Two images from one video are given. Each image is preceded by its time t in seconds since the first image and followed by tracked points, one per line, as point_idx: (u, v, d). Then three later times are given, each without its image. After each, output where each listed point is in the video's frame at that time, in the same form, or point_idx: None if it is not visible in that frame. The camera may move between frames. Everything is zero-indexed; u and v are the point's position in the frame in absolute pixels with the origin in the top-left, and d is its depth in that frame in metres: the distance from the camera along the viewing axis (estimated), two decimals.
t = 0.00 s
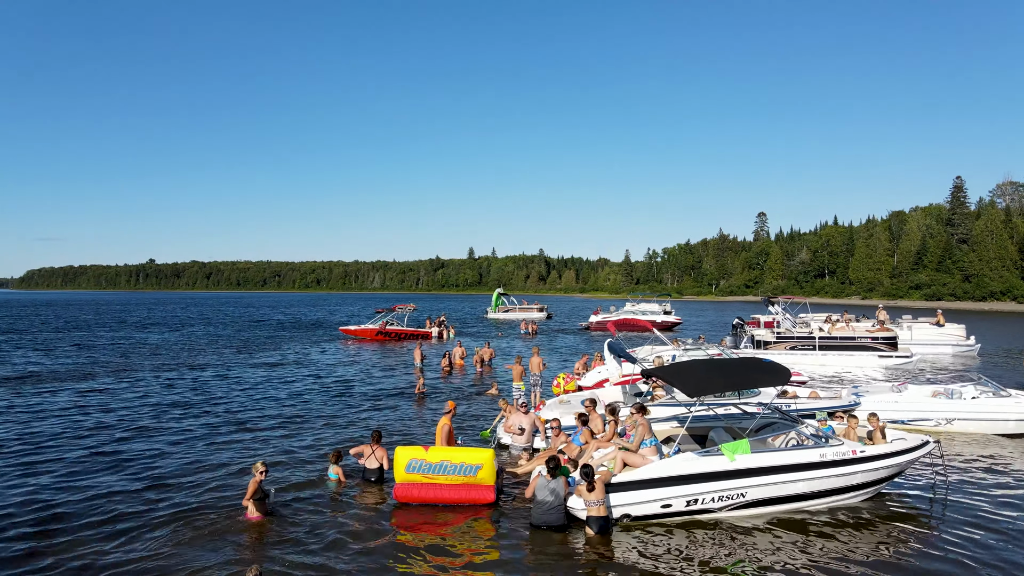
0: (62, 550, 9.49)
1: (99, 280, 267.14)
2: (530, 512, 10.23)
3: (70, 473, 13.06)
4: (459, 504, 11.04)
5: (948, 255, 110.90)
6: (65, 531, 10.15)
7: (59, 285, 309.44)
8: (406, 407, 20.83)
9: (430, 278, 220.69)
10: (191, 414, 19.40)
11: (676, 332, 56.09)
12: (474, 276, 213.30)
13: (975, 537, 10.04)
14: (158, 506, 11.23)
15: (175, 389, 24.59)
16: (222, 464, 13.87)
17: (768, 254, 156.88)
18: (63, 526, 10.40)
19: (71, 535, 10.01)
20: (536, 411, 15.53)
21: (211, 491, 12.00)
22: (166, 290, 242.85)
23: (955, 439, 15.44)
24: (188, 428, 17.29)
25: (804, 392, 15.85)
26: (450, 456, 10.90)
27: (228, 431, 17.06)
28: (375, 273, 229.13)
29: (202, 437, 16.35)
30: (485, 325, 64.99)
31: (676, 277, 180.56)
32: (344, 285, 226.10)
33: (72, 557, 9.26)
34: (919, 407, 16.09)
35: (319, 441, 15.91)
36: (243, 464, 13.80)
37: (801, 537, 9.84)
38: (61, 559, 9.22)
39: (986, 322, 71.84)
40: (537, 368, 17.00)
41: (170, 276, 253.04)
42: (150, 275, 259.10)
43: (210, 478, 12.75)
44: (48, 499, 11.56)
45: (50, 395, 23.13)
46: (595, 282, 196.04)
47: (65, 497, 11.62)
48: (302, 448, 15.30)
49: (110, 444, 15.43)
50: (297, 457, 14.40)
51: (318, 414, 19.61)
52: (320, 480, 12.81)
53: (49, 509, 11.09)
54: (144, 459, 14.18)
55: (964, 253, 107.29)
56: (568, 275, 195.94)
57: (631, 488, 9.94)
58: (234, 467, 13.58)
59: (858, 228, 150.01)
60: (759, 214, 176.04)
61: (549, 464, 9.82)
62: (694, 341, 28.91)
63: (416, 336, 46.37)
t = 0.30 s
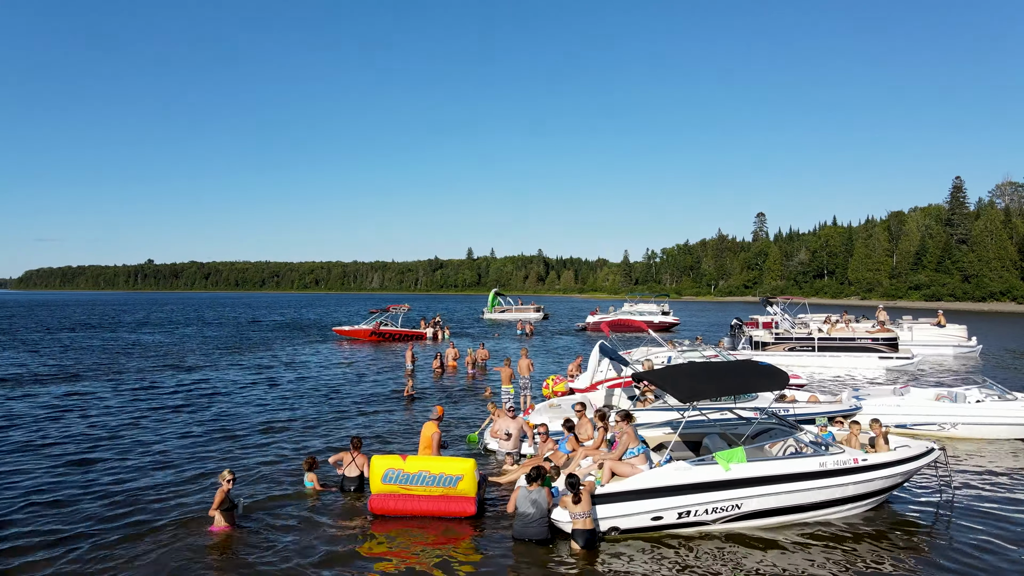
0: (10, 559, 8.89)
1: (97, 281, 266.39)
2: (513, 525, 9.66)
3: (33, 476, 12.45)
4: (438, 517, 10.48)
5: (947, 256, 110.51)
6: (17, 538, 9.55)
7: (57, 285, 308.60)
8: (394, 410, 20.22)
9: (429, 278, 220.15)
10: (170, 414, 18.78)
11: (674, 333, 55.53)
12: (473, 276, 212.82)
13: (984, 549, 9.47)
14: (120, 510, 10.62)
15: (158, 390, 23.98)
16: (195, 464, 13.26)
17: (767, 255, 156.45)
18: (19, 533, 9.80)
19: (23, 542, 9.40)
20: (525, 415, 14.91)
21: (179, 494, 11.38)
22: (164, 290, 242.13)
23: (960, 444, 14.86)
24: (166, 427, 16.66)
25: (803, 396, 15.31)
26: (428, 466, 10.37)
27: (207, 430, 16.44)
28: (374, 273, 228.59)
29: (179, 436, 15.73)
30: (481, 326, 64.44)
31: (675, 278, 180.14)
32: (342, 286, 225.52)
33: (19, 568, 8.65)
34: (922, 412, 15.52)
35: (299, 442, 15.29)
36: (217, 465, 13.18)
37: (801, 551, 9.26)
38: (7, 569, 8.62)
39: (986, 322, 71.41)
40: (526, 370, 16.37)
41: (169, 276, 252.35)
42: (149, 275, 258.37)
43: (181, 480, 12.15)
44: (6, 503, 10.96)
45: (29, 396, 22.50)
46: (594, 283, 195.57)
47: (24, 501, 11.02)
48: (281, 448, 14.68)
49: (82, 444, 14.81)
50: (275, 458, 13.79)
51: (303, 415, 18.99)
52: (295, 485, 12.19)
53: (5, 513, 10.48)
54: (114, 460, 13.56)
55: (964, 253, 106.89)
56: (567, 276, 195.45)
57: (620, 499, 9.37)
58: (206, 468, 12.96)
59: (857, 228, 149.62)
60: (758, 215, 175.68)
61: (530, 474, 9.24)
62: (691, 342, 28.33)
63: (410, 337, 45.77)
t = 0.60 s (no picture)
0: None
1: (95, 281, 265.92)
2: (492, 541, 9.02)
3: None
4: (415, 529, 9.87)
5: (947, 256, 109.95)
6: None
7: (55, 286, 308.27)
8: (380, 413, 19.60)
9: (427, 279, 219.48)
10: (148, 418, 18.16)
11: (672, 334, 54.93)
12: (471, 276, 212.32)
13: (998, 565, 8.89)
14: (74, 526, 10.00)
15: (141, 393, 23.34)
16: (163, 474, 12.64)
17: (766, 255, 155.97)
18: None
19: None
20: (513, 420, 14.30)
21: (141, 507, 10.76)
22: (162, 291, 241.56)
23: (966, 450, 14.27)
24: (140, 433, 16.06)
25: (802, 400, 14.74)
26: (405, 475, 9.75)
27: (182, 436, 15.81)
28: (373, 274, 227.99)
29: (151, 443, 15.10)
30: (478, 326, 63.86)
31: (674, 278, 179.59)
32: (341, 286, 224.86)
33: None
34: (925, 416, 14.95)
35: (276, 449, 14.67)
36: (185, 475, 12.56)
37: (801, 568, 8.67)
38: None
39: (986, 322, 70.96)
40: (516, 373, 15.65)
41: (167, 276, 251.84)
42: (147, 275, 257.65)
43: (145, 492, 11.53)
44: None
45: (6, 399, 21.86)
46: (592, 283, 194.95)
47: None
48: (257, 455, 14.05)
49: (48, 453, 14.19)
50: (248, 467, 13.17)
51: (285, 419, 18.37)
52: (265, 496, 11.56)
53: None
54: (79, 469, 12.94)
55: (964, 253, 106.26)
56: (566, 276, 194.91)
57: (606, 512, 8.78)
58: (174, 478, 12.34)
59: (856, 228, 149.08)
60: (757, 214, 175.16)
61: (510, 486, 8.63)
62: (687, 343, 27.76)
63: (404, 338, 45.17)
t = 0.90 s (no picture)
0: None
1: (94, 282, 265.33)
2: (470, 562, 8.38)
3: None
4: (390, 547, 9.21)
5: (946, 256, 109.38)
6: None
7: (54, 286, 307.64)
8: (366, 418, 18.96)
9: (426, 279, 218.91)
10: (124, 427, 17.56)
11: (670, 335, 54.28)
12: (470, 276, 211.87)
13: None
14: (23, 546, 9.41)
15: (122, 399, 22.73)
16: (128, 487, 12.04)
17: (765, 256, 155.45)
18: None
19: None
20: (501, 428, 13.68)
21: (98, 524, 10.16)
22: (161, 291, 241.06)
23: (973, 459, 13.61)
24: (113, 443, 15.46)
25: (803, 407, 14.13)
26: (379, 489, 9.10)
27: (155, 446, 15.22)
28: (371, 274, 227.46)
29: (122, 455, 14.48)
30: (474, 326, 63.24)
31: (673, 279, 179.06)
32: (339, 287, 224.17)
33: None
34: (930, 422, 14.30)
35: (250, 460, 14.05)
36: (151, 489, 11.96)
37: None
38: None
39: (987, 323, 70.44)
40: (504, 378, 14.78)
41: (166, 277, 251.35)
42: (146, 276, 256.66)
43: (105, 507, 10.93)
44: None
45: None
46: (592, 284, 194.39)
47: None
48: (231, 467, 13.47)
49: (13, 464, 13.61)
50: (218, 480, 12.56)
51: (266, 425, 17.78)
52: (232, 511, 10.96)
53: None
54: (41, 483, 12.34)
55: (963, 253, 105.70)
56: (565, 276, 194.46)
57: (592, 531, 8.15)
58: (139, 493, 11.75)
59: (855, 229, 148.54)
60: (756, 215, 174.60)
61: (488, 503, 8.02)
62: (684, 346, 27.14)
63: (397, 339, 44.58)
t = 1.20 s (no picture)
0: None
1: (93, 282, 264.45)
2: None
3: None
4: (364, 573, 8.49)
5: (946, 256, 108.88)
6: None
7: (53, 286, 306.97)
8: (351, 422, 18.27)
9: (424, 280, 218.29)
10: (97, 435, 16.84)
11: (668, 335, 53.63)
12: (468, 276, 211.26)
13: None
14: None
15: (101, 405, 22.01)
16: (90, 504, 11.35)
17: (764, 256, 154.94)
18: None
19: None
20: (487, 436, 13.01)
21: (52, 547, 9.50)
22: (159, 292, 240.26)
23: (983, 469, 12.95)
24: (83, 454, 14.79)
25: (805, 415, 13.49)
26: (351, 508, 8.49)
27: (127, 458, 14.55)
28: (370, 275, 226.82)
29: (91, 467, 13.81)
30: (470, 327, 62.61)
31: (672, 279, 178.54)
32: (338, 287, 223.39)
33: None
34: (938, 430, 13.64)
35: (224, 473, 13.37)
36: (114, 507, 11.29)
37: None
38: None
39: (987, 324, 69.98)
40: (493, 385, 13.99)
41: (164, 277, 250.64)
42: (145, 276, 255.73)
43: (62, 526, 10.26)
44: None
45: None
46: (591, 284, 193.73)
47: None
48: (202, 481, 12.79)
49: None
50: (187, 495, 11.89)
51: (246, 432, 17.10)
52: (198, 530, 10.30)
53: None
54: (0, 498, 11.67)
55: (963, 253, 105.25)
56: (564, 276, 193.87)
57: (577, 557, 7.48)
58: (101, 510, 11.07)
59: (855, 229, 148.09)
60: (755, 215, 174.05)
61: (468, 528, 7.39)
62: (681, 349, 26.48)
63: (391, 340, 43.93)
